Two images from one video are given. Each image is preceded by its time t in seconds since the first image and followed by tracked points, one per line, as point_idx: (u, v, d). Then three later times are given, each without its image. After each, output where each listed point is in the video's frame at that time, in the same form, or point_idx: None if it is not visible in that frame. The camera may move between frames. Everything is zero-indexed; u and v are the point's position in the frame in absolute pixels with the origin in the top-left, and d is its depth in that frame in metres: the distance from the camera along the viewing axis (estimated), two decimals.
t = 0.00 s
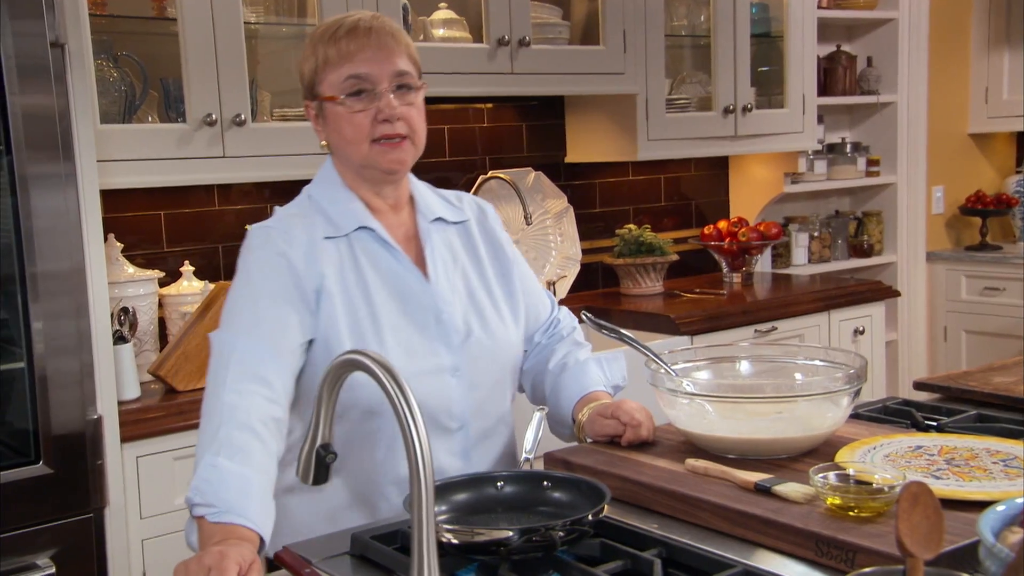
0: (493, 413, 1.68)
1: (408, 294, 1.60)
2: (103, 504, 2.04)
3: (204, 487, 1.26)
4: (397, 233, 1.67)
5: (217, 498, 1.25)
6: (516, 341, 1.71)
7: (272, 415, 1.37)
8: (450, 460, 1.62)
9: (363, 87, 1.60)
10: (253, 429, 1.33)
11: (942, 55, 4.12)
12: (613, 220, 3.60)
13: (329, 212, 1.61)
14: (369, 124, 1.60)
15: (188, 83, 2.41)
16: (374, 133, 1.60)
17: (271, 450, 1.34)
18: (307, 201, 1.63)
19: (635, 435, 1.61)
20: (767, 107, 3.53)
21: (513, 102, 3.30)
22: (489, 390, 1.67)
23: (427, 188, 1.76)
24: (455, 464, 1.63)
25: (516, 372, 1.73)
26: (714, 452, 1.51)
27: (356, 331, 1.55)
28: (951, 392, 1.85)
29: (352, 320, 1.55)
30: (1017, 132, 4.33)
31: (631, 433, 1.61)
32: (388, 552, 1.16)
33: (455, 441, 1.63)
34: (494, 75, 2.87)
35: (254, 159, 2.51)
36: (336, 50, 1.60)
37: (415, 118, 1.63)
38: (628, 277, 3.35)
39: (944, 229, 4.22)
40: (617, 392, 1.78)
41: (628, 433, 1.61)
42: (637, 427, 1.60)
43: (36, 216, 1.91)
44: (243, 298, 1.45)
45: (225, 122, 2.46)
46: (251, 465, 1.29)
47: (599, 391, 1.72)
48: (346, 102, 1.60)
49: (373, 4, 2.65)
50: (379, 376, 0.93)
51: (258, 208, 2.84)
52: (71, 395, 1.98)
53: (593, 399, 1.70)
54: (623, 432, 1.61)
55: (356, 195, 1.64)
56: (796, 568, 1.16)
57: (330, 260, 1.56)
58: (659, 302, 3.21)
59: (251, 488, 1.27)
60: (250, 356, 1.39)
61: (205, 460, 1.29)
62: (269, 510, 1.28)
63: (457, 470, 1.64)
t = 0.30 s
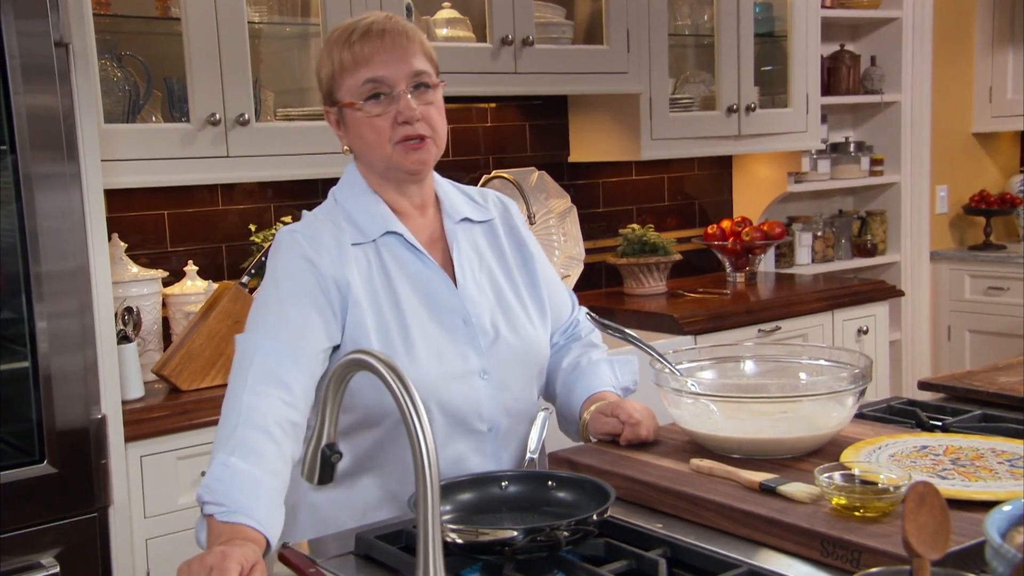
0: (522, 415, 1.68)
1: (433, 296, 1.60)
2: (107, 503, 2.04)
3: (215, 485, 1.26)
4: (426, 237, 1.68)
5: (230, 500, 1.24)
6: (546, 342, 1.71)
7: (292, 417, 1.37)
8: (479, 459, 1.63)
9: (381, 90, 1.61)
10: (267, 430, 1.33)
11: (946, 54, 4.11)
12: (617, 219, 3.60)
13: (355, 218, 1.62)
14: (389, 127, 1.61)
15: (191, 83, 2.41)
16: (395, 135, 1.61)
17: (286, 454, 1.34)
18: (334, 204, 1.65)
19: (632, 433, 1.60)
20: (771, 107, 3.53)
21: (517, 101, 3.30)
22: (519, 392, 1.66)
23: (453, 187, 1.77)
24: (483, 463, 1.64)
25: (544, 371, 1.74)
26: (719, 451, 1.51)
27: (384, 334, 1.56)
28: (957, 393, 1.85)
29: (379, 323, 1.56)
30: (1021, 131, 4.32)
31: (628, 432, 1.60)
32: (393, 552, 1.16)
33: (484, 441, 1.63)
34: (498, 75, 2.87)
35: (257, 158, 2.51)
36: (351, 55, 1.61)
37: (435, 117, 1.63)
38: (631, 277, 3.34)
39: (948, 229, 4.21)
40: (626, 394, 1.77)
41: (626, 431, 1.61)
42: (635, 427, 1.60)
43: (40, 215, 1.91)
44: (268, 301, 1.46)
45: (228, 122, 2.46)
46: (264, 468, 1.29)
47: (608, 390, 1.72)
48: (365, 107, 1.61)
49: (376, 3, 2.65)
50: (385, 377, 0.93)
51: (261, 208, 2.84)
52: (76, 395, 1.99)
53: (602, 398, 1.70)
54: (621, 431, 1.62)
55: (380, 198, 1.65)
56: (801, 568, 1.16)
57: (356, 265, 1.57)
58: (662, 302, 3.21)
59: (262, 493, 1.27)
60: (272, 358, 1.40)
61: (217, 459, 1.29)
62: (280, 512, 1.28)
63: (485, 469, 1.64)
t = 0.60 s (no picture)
0: (521, 418, 1.68)
1: (432, 299, 1.61)
2: (107, 501, 2.05)
3: (213, 485, 1.26)
4: (428, 237, 1.69)
5: (230, 498, 1.24)
6: (546, 345, 1.71)
7: (290, 418, 1.37)
8: (477, 463, 1.63)
9: (381, 91, 1.61)
10: (264, 429, 1.33)
11: (948, 56, 4.11)
12: (618, 219, 3.60)
13: (352, 221, 1.63)
14: (389, 128, 1.61)
15: (194, 81, 2.41)
16: (395, 137, 1.61)
17: (285, 453, 1.34)
18: (334, 208, 1.66)
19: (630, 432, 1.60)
20: (773, 107, 3.53)
21: (519, 100, 3.29)
22: (516, 395, 1.66)
23: (459, 186, 1.77)
24: (481, 467, 1.64)
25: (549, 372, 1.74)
26: (721, 452, 1.51)
27: (378, 338, 1.56)
28: (958, 394, 1.85)
29: (376, 325, 1.57)
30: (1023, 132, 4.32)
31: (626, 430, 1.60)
32: (394, 551, 1.16)
33: (482, 445, 1.63)
34: (500, 74, 2.87)
35: (260, 156, 2.51)
36: (350, 57, 1.61)
37: (436, 117, 1.62)
38: (632, 277, 3.34)
39: (949, 230, 4.21)
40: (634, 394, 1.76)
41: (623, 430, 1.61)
42: (632, 425, 1.60)
43: (41, 213, 1.91)
44: (267, 301, 1.47)
45: (230, 120, 2.46)
46: (263, 466, 1.29)
47: (610, 387, 1.72)
48: (365, 109, 1.62)
49: None
50: (388, 375, 0.92)
51: (263, 206, 2.84)
52: (77, 391, 1.99)
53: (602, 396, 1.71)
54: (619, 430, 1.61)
55: (381, 200, 1.66)
56: (803, 568, 1.16)
57: (351, 267, 1.58)
58: (664, 302, 3.21)
59: (263, 491, 1.27)
60: (270, 359, 1.40)
61: (215, 458, 1.29)
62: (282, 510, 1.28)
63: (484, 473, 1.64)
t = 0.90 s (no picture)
0: (530, 414, 1.68)
1: (439, 297, 1.61)
2: (115, 505, 2.05)
3: (218, 492, 1.26)
4: (431, 236, 1.69)
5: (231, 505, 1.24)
6: (552, 342, 1.71)
7: (294, 421, 1.37)
8: (486, 460, 1.63)
9: (384, 87, 1.62)
10: (268, 434, 1.33)
11: (953, 59, 4.11)
12: (623, 223, 3.60)
13: (356, 219, 1.63)
14: (392, 123, 1.62)
15: (200, 86, 2.42)
16: (396, 132, 1.62)
17: (290, 457, 1.34)
18: (337, 207, 1.65)
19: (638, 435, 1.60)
20: (778, 111, 3.53)
21: (524, 104, 3.30)
22: (524, 391, 1.66)
23: (461, 190, 1.78)
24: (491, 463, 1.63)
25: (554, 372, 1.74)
26: (727, 456, 1.51)
27: (389, 335, 1.56)
28: (965, 398, 1.84)
29: (384, 323, 1.56)
30: None
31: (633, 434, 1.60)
32: (401, 554, 1.16)
33: (491, 442, 1.63)
34: (506, 78, 2.87)
35: (266, 160, 2.52)
36: (355, 52, 1.62)
37: (437, 114, 1.63)
38: (638, 281, 3.34)
39: (955, 233, 4.21)
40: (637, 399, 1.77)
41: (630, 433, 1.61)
42: (638, 429, 1.60)
43: (49, 218, 1.92)
44: (271, 302, 1.47)
45: (236, 124, 2.47)
46: (267, 472, 1.29)
47: (616, 394, 1.71)
48: (367, 104, 1.63)
49: (385, 4, 2.65)
50: (396, 379, 0.93)
51: (268, 211, 2.84)
52: (84, 396, 1.99)
53: (607, 402, 1.70)
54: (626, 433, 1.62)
55: (386, 199, 1.65)
56: (811, 573, 1.16)
57: (356, 265, 1.58)
58: (669, 306, 3.21)
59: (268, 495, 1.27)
60: (272, 363, 1.40)
61: (219, 465, 1.29)
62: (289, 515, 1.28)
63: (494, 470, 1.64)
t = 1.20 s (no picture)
0: (530, 414, 1.68)
1: (441, 298, 1.60)
2: (116, 503, 2.05)
3: (218, 493, 1.26)
4: (432, 236, 1.70)
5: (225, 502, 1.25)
6: (551, 343, 1.71)
7: (293, 421, 1.37)
8: (485, 460, 1.63)
9: (388, 82, 1.62)
10: (267, 436, 1.33)
11: (954, 60, 4.11)
12: (624, 223, 3.60)
13: (358, 218, 1.62)
14: (391, 118, 1.62)
15: (201, 85, 2.42)
16: (395, 127, 1.62)
17: (289, 459, 1.34)
18: (340, 206, 1.64)
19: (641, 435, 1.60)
20: (779, 112, 3.53)
21: (524, 105, 3.30)
22: (525, 391, 1.66)
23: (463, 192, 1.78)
24: (490, 463, 1.63)
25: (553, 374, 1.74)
26: (728, 456, 1.51)
27: (391, 335, 1.56)
28: (966, 399, 1.84)
29: (386, 323, 1.56)
30: None
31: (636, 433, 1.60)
32: (402, 554, 1.16)
33: (490, 442, 1.63)
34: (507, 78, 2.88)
35: (267, 160, 2.52)
36: (364, 45, 1.63)
37: (439, 114, 1.64)
38: (638, 281, 3.34)
39: (956, 235, 4.21)
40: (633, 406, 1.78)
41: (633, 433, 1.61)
42: (641, 427, 1.60)
43: (51, 217, 1.92)
44: (272, 302, 1.47)
45: (238, 124, 2.47)
46: (266, 473, 1.29)
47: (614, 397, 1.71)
48: (371, 97, 1.63)
49: (387, 4, 2.66)
50: (397, 377, 0.93)
51: (268, 210, 2.84)
52: (85, 395, 1.99)
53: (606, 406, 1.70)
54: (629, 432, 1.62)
55: (390, 200, 1.66)
56: (811, 573, 1.16)
57: (358, 265, 1.57)
58: (670, 306, 3.21)
59: (266, 497, 1.27)
60: (272, 364, 1.40)
61: (220, 466, 1.30)
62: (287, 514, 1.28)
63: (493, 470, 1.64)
